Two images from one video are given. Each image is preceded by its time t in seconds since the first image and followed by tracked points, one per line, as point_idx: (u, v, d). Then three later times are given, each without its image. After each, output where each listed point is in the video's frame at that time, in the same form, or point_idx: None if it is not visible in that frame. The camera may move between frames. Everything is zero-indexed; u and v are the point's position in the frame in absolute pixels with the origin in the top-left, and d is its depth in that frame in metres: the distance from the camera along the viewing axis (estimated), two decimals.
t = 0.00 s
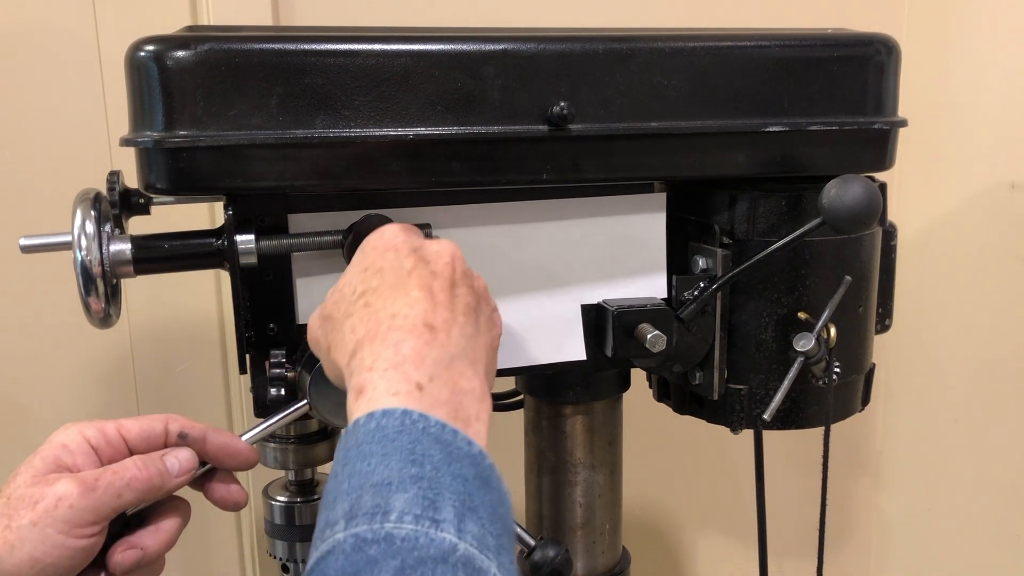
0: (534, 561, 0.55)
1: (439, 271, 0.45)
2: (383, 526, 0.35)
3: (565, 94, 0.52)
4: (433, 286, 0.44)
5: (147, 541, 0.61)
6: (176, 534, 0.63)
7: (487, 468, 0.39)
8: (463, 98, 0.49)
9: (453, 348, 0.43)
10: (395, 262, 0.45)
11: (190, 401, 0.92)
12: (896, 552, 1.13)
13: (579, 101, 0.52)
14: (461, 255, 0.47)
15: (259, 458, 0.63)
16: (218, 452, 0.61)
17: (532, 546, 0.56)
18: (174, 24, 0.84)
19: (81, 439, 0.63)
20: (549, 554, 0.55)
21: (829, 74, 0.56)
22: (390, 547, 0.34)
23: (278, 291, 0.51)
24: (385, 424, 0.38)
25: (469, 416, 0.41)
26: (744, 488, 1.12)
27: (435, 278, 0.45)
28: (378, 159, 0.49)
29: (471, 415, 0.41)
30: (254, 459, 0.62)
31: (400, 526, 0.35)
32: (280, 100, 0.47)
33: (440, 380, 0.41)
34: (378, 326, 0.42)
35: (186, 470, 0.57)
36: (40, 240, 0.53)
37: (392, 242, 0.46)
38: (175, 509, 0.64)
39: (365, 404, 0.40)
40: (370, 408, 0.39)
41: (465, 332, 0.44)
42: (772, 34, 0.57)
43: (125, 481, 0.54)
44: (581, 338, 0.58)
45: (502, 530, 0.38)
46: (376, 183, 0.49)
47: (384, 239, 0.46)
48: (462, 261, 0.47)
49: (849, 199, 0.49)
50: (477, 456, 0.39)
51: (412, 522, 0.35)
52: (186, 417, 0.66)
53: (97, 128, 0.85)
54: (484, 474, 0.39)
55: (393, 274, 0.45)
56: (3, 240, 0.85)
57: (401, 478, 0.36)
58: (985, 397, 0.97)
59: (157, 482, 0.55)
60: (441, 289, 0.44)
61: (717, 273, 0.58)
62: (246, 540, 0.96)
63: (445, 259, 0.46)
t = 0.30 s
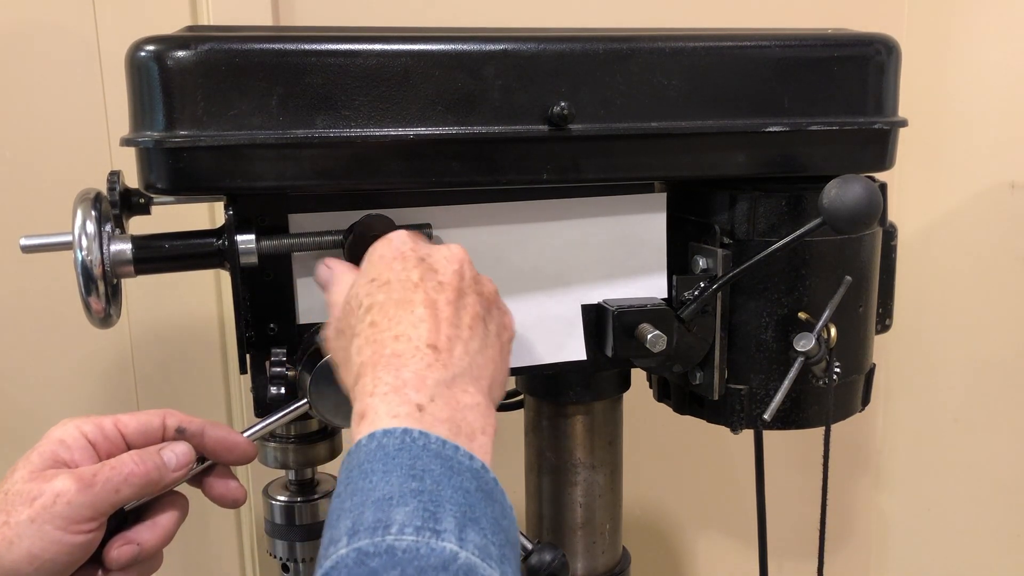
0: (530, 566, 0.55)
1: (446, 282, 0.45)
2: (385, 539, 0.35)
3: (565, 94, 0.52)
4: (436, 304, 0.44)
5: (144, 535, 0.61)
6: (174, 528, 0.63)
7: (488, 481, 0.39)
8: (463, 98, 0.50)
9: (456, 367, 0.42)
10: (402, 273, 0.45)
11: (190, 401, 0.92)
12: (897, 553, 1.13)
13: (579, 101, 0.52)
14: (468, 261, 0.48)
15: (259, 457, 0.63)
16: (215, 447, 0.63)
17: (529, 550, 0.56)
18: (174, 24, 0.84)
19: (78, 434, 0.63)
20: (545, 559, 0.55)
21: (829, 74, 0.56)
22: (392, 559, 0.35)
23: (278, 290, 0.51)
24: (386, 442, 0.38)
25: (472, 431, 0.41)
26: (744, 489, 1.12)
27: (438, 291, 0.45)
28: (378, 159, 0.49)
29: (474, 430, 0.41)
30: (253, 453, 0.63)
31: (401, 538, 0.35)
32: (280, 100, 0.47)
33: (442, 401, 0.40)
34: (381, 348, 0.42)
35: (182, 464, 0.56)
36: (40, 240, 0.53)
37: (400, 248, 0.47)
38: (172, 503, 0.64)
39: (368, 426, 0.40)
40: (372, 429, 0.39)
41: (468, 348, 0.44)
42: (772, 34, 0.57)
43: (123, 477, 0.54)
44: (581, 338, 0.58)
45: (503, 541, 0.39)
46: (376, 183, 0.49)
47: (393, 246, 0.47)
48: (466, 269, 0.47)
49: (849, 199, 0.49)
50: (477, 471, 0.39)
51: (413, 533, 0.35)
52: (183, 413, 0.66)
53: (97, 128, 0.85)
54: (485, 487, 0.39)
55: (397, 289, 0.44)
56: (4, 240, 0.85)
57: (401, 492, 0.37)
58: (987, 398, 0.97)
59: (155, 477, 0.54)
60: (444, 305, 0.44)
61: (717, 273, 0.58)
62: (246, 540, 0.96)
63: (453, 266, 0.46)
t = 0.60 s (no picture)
0: (529, 565, 0.55)
1: (439, 293, 0.45)
2: (391, 547, 0.35)
3: (565, 94, 0.52)
4: (429, 318, 0.44)
5: (141, 536, 0.61)
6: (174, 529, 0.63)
7: (487, 492, 0.40)
8: (463, 97, 0.50)
9: (451, 381, 0.43)
10: (395, 285, 0.45)
11: (190, 401, 0.92)
12: (897, 553, 1.13)
13: (579, 101, 0.52)
14: (461, 272, 0.48)
15: (259, 457, 0.63)
16: (217, 447, 0.61)
17: (528, 550, 0.56)
18: (174, 24, 0.84)
19: (80, 432, 0.63)
20: (545, 559, 0.55)
21: (829, 74, 0.56)
22: (398, 568, 0.35)
23: (278, 290, 0.51)
24: (389, 451, 0.38)
25: (469, 447, 0.42)
26: (744, 489, 1.12)
27: (433, 303, 0.45)
28: (378, 159, 0.49)
29: (470, 445, 0.42)
30: (254, 456, 0.62)
31: (407, 546, 0.35)
32: (280, 100, 0.47)
33: (438, 416, 0.41)
34: (376, 364, 0.42)
35: (184, 466, 0.56)
36: (39, 240, 0.53)
37: (392, 257, 0.46)
38: (169, 502, 0.63)
39: (367, 439, 0.40)
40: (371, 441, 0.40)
41: (462, 361, 0.44)
42: (772, 34, 0.57)
43: (125, 477, 0.54)
44: (581, 338, 0.58)
45: (503, 552, 0.39)
46: (376, 183, 0.49)
47: (384, 254, 0.46)
48: (462, 279, 0.47)
49: (849, 198, 0.49)
50: (477, 481, 0.40)
51: (419, 542, 0.36)
52: (185, 413, 0.66)
53: (97, 128, 0.85)
54: (485, 498, 0.40)
55: (392, 302, 0.44)
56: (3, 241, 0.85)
57: (406, 502, 0.37)
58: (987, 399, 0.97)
59: (157, 479, 0.55)
60: (438, 319, 0.44)
61: (717, 273, 0.58)
62: (246, 540, 0.96)
63: (446, 277, 0.46)
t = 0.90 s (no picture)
0: (530, 566, 0.55)
1: (426, 297, 0.46)
2: (367, 571, 0.35)
3: (565, 94, 0.51)
4: (411, 321, 0.44)
5: (142, 539, 0.61)
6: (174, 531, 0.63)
7: (462, 511, 0.40)
8: (463, 97, 0.49)
9: (430, 386, 0.43)
10: (383, 284, 0.45)
11: (190, 401, 0.92)
12: (897, 553, 1.13)
13: (579, 101, 0.52)
14: (452, 277, 0.48)
15: (259, 458, 0.63)
16: (217, 450, 0.61)
17: (529, 550, 0.56)
18: (174, 24, 0.84)
19: (81, 435, 0.63)
20: (545, 558, 0.55)
21: (830, 74, 0.56)
22: None
23: (278, 290, 0.51)
24: (365, 466, 0.38)
25: (445, 457, 0.42)
26: (744, 489, 1.12)
27: (418, 306, 0.45)
28: (378, 159, 0.49)
29: (446, 455, 0.42)
30: (254, 458, 0.62)
31: (383, 570, 0.35)
32: (280, 100, 0.47)
33: (416, 424, 0.41)
34: (356, 365, 0.42)
35: (185, 469, 0.56)
36: (40, 240, 0.53)
37: (382, 255, 0.46)
38: (171, 505, 0.63)
39: (343, 446, 0.40)
40: (348, 449, 0.40)
41: (442, 366, 0.45)
42: (772, 34, 0.56)
43: (125, 482, 0.54)
44: (581, 338, 0.58)
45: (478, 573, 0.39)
46: (375, 183, 0.49)
47: (375, 253, 0.46)
48: (449, 284, 0.47)
49: (849, 199, 0.49)
50: (452, 499, 0.40)
51: (396, 566, 0.35)
52: (185, 414, 0.65)
53: (97, 128, 0.85)
54: (460, 517, 0.40)
55: (377, 301, 0.45)
56: (3, 241, 0.85)
57: (382, 522, 0.37)
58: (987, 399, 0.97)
59: (156, 482, 0.55)
60: (422, 322, 0.45)
61: (717, 273, 0.58)
62: (246, 540, 0.96)
63: (435, 281, 0.47)
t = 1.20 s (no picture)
0: (530, 565, 0.55)
1: (440, 307, 0.46)
2: None
3: (565, 94, 0.52)
4: (425, 329, 0.45)
5: (144, 539, 0.61)
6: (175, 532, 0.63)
7: (476, 520, 0.40)
8: (463, 97, 0.49)
9: (444, 394, 0.43)
10: (396, 292, 0.45)
11: (190, 401, 0.92)
12: (897, 553, 1.13)
13: (579, 101, 0.52)
14: (463, 286, 0.48)
15: (259, 458, 0.63)
16: (219, 452, 0.61)
17: (529, 550, 0.56)
18: (173, 23, 0.84)
19: (83, 434, 0.63)
20: (545, 558, 0.55)
21: (830, 74, 0.56)
22: None
23: (279, 290, 0.51)
24: (378, 473, 0.38)
25: (459, 464, 0.42)
26: (744, 489, 1.12)
27: (432, 315, 0.45)
28: (379, 159, 0.49)
29: (460, 462, 0.42)
30: (255, 459, 0.62)
31: None
32: (280, 100, 0.47)
33: (431, 432, 0.41)
34: (370, 372, 0.42)
35: (187, 469, 0.56)
36: (40, 240, 0.53)
37: (397, 264, 0.46)
38: (173, 506, 0.63)
39: (358, 453, 0.40)
40: (362, 457, 0.40)
41: (456, 376, 0.45)
42: (772, 34, 0.56)
43: (126, 482, 0.54)
44: (581, 338, 0.58)
45: None
46: (375, 183, 0.49)
47: (387, 258, 0.46)
48: (461, 293, 0.48)
49: (849, 198, 0.49)
50: (466, 506, 0.40)
51: (408, 572, 0.35)
52: (188, 415, 0.65)
53: (96, 128, 0.85)
54: (473, 525, 0.40)
55: (390, 309, 0.45)
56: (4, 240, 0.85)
57: (395, 528, 0.37)
58: (987, 399, 0.97)
59: (158, 482, 0.55)
60: (435, 331, 0.45)
61: (717, 273, 0.58)
62: (246, 540, 0.96)
63: (448, 291, 0.47)
